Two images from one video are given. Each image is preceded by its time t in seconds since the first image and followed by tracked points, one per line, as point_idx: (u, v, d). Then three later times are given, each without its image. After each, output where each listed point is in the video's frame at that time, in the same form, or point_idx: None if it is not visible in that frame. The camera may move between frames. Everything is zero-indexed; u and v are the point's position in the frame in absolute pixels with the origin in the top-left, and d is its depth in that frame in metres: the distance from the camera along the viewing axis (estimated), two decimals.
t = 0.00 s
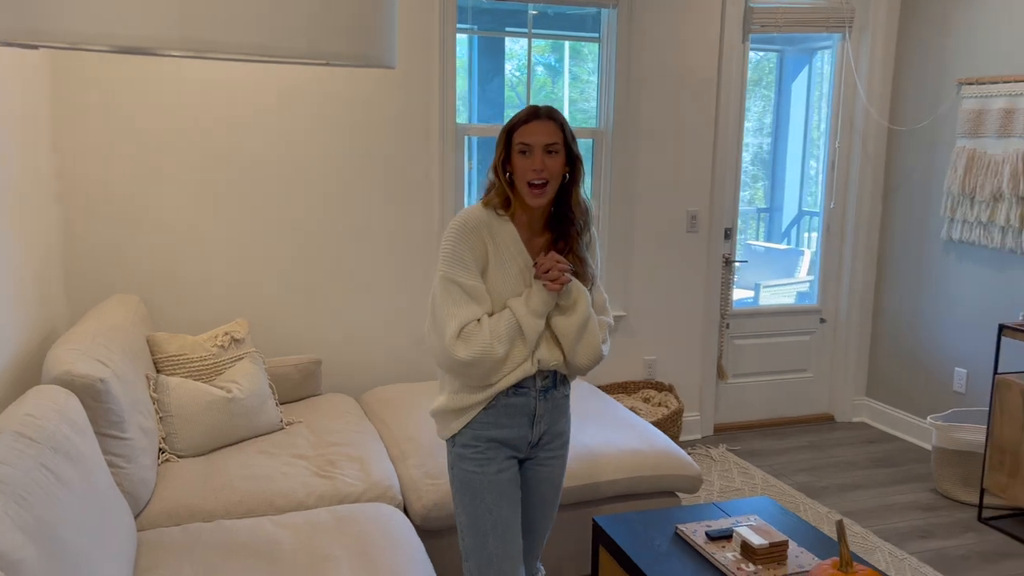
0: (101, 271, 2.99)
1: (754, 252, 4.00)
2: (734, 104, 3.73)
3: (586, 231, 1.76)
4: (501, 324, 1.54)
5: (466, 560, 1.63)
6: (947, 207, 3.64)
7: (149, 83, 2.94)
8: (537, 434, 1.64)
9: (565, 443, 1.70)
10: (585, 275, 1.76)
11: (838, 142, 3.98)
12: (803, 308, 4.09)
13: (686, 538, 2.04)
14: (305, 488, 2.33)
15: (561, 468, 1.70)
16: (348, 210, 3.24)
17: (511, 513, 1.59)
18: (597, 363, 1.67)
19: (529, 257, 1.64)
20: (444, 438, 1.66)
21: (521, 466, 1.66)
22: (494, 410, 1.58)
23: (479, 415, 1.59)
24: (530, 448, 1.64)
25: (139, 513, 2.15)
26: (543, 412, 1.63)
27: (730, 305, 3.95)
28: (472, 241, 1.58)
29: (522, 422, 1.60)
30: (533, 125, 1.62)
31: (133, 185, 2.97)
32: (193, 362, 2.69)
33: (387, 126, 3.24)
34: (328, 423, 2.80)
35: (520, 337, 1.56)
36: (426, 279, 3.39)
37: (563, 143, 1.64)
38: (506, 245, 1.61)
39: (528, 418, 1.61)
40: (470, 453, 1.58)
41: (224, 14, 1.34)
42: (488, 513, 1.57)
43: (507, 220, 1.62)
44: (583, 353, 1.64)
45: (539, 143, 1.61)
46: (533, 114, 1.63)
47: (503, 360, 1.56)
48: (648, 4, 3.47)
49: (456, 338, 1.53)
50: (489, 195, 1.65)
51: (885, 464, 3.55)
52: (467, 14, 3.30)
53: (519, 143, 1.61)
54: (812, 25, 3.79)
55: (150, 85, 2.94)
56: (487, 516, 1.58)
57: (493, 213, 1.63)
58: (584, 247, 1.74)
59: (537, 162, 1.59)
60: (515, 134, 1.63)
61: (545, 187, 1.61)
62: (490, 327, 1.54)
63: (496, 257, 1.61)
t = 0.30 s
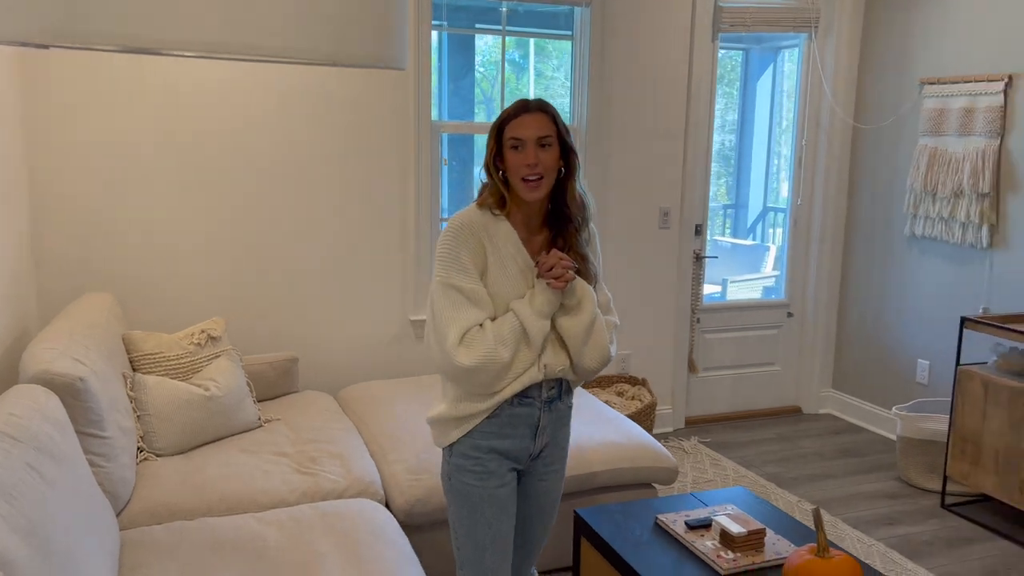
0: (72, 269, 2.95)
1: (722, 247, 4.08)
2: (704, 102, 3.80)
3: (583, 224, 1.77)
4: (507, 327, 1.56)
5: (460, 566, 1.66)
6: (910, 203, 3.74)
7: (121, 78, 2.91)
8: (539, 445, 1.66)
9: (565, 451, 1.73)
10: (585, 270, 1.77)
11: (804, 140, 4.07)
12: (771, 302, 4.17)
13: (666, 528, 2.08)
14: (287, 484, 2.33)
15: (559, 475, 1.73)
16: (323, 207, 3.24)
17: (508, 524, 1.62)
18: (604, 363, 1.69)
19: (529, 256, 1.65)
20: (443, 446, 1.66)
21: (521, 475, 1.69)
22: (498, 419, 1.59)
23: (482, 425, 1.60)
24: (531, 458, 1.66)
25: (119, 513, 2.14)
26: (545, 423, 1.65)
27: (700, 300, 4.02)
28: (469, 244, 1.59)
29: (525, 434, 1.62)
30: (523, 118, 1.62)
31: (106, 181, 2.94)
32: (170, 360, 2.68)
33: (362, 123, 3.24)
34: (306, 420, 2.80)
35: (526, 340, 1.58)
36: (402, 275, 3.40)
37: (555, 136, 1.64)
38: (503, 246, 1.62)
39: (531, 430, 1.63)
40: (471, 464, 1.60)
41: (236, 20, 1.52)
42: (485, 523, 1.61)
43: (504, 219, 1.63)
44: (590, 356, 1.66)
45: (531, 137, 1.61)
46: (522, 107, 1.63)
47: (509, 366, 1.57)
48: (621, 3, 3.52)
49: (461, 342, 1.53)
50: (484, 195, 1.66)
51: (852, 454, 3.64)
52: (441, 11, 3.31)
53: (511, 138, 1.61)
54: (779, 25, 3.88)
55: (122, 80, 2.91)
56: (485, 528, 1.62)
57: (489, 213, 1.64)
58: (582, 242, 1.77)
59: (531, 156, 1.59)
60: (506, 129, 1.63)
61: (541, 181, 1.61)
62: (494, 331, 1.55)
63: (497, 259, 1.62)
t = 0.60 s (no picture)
0: (38, 269, 2.94)
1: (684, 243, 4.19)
2: (665, 101, 3.90)
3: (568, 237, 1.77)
4: (493, 338, 1.55)
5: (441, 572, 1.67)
6: (863, 200, 3.87)
7: (88, 78, 2.91)
8: (522, 454, 1.64)
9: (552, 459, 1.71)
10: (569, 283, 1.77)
11: (762, 138, 4.19)
12: (730, 297, 4.29)
13: (631, 514, 2.17)
14: (260, 479, 2.37)
15: (549, 484, 1.70)
16: (292, 206, 3.27)
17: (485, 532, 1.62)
18: (587, 374, 1.69)
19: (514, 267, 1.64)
20: (421, 454, 1.64)
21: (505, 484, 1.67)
22: (479, 427, 1.58)
23: (463, 433, 1.58)
24: (513, 468, 1.64)
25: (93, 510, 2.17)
26: (528, 432, 1.63)
27: (663, 295, 4.13)
28: (455, 254, 1.57)
29: (507, 443, 1.61)
30: (507, 129, 1.62)
31: (73, 181, 2.94)
32: (141, 359, 2.69)
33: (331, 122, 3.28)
34: (277, 417, 2.83)
35: (511, 351, 1.57)
36: (371, 273, 3.45)
37: (539, 146, 1.64)
38: (488, 255, 1.60)
39: (513, 438, 1.61)
40: (449, 473, 1.59)
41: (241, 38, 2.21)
42: (464, 532, 1.60)
43: (489, 230, 1.62)
44: (574, 367, 1.66)
45: (515, 147, 1.61)
46: (506, 118, 1.64)
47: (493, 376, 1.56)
48: (584, 5, 3.59)
49: (445, 353, 1.53)
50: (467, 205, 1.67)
51: (809, 443, 3.77)
52: (408, 11, 3.37)
53: (496, 148, 1.62)
54: (737, 26, 4.00)
55: (89, 80, 2.91)
56: (463, 536, 1.61)
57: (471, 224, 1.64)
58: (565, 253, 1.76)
59: (517, 166, 1.60)
60: (490, 139, 1.63)
61: (524, 190, 1.61)
62: (478, 341, 1.54)
63: (483, 270, 1.60)
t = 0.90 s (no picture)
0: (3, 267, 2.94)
1: (643, 238, 4.30)
2: (625, 100, 4.00)
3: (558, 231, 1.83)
4: (474, 332, 1.60)
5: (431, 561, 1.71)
6: (814, 195, 4.02)
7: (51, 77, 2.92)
8: (507, 442, 1.67)
9: (544, 449, 1.72)
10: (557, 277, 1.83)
11: (718, 136, 4.32)
12: (688, 290, 4.42)
13: (593, 497, 2.27)
14: (232, 471, 2.42)
15: (542, 474, 1.70)
16: (258, 203, 3.31)
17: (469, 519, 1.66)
18: (572, 368, 1.75)
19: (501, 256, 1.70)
20: (411, 443, 1.71)
21: (494, 475, 1.71)
22: (460, 417, 1.64)
23: (446, 422, 1.64)
24: (499, 458, 1.67)
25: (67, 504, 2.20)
26: (511, 420, 1.67)
27: (624, 289, 4.24)
28: (440, 248, 1.65)
29: (488, 431, 1.65)
30: (508, 121, 1.69)
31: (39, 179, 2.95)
32: (109, 355, 2.72)
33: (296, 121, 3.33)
34: (246, 411, 2.88)
35: (493, 344, 1.62)
36: (337, 268, 3.50)
37: (538, 141, 1.72)
38: (473, 247, 1.67)
39: (495, 426, 1.65)
40: (431, 460, 1.65)
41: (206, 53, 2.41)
42: (448, 519, 1.65)
43: (477, 221, 1.69)
44: (558, 361, 1.71)
45: (515, 139, 1.68)
46: (507, 110, 1.70)
47: (475, 368, 1.61)
48: (544, 6, 3.68)
49: (427, 344, 1.59)
50: (461, 195, 1.73)
51: (765, 429, 3.91)
52: (372, 11, 3.42)
53: (496, 138, 1.68)
54: (693, 27, 4.12)
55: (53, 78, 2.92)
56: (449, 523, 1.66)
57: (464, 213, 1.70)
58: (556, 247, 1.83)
59: (516, 156, 1.66)
60: (490, 130, 1.69)
61: (522, 181, 1.68)
62: (460, 333, 1.60)
63: (468, 264, 1.67)
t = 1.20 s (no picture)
0: None
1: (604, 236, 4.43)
2: (586, 101, 4.10)
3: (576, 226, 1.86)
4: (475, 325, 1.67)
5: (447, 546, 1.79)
6: (769, 192, 4.16)
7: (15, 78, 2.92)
8: (520, 439, 1.72)
9: (561, 449, 1.74)
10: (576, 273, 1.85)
11: (677, 138, 4.42)
12: (650, 286, 4.53)
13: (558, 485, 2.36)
14: (205, 468, 2.47)
15: (555, 474, 1.73)
16: (226, 204, 3.34)
17: (479, 511, 1.73)
18: (587, 363, 1.75)
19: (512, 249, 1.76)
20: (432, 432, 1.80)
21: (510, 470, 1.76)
22: (472, 412, 1.70)
23: (459, 416, 1.72)
24: (513, 454, 1.72)
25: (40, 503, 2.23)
26: (523, 419, 1.71)
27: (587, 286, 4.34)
28: (450, 244, 1.72)
29: (499, 427, 1.70)
30: (517, 118, 1.77)
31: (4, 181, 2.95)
32: (79, 356, 2.74)
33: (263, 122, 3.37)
34: (217, 410, 2.92)
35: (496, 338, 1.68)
36: (305, 268, 3.55)
37: (547, 137, 1.78)
38: (479, 241, 1.73)
39: (506, 423, 1.70)
40: (447, 453, 1.73)
41: None
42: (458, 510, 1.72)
43: (487, 216, 1.76)
44: (569, 355, 1.72)
45: (524, 135, 1.75)
46: (516, 109, 1.78)
47: (480, 358, 1.68)
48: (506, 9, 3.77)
49: (432, 336, 1.68)
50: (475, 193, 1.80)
51: (724, 420, 4.04)
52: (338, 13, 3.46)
53: (505, 135, 1.76)
54: (651, 29, 4.23)
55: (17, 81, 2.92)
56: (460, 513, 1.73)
57: (476, 209, 1.77)
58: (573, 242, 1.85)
59: (525, 151, 1.74)
60: (500, 128, 1.77)
61: (531, 176, 1.74)
62: (463, 324, 1.67)
63: (476, 260, 1.73)
